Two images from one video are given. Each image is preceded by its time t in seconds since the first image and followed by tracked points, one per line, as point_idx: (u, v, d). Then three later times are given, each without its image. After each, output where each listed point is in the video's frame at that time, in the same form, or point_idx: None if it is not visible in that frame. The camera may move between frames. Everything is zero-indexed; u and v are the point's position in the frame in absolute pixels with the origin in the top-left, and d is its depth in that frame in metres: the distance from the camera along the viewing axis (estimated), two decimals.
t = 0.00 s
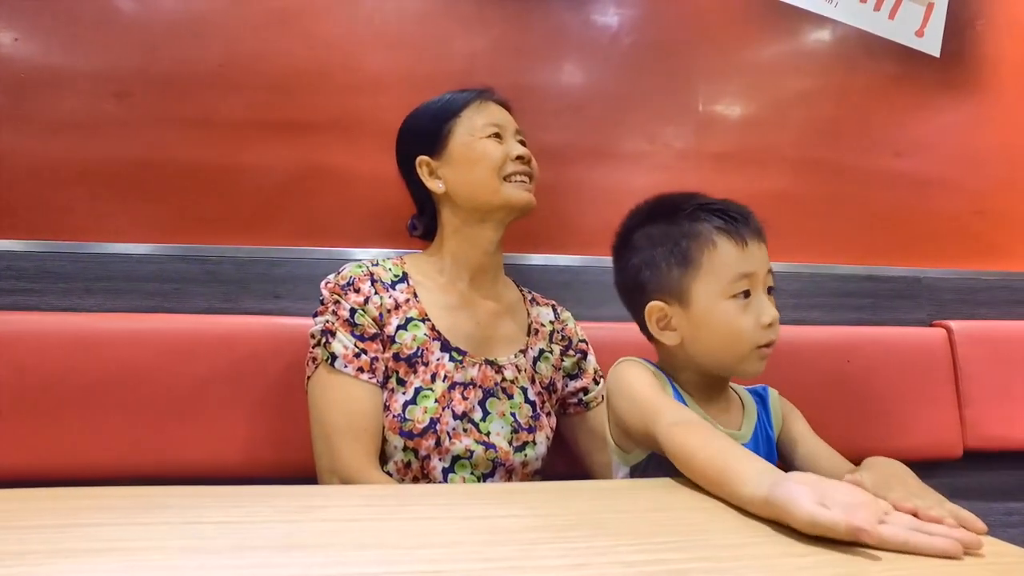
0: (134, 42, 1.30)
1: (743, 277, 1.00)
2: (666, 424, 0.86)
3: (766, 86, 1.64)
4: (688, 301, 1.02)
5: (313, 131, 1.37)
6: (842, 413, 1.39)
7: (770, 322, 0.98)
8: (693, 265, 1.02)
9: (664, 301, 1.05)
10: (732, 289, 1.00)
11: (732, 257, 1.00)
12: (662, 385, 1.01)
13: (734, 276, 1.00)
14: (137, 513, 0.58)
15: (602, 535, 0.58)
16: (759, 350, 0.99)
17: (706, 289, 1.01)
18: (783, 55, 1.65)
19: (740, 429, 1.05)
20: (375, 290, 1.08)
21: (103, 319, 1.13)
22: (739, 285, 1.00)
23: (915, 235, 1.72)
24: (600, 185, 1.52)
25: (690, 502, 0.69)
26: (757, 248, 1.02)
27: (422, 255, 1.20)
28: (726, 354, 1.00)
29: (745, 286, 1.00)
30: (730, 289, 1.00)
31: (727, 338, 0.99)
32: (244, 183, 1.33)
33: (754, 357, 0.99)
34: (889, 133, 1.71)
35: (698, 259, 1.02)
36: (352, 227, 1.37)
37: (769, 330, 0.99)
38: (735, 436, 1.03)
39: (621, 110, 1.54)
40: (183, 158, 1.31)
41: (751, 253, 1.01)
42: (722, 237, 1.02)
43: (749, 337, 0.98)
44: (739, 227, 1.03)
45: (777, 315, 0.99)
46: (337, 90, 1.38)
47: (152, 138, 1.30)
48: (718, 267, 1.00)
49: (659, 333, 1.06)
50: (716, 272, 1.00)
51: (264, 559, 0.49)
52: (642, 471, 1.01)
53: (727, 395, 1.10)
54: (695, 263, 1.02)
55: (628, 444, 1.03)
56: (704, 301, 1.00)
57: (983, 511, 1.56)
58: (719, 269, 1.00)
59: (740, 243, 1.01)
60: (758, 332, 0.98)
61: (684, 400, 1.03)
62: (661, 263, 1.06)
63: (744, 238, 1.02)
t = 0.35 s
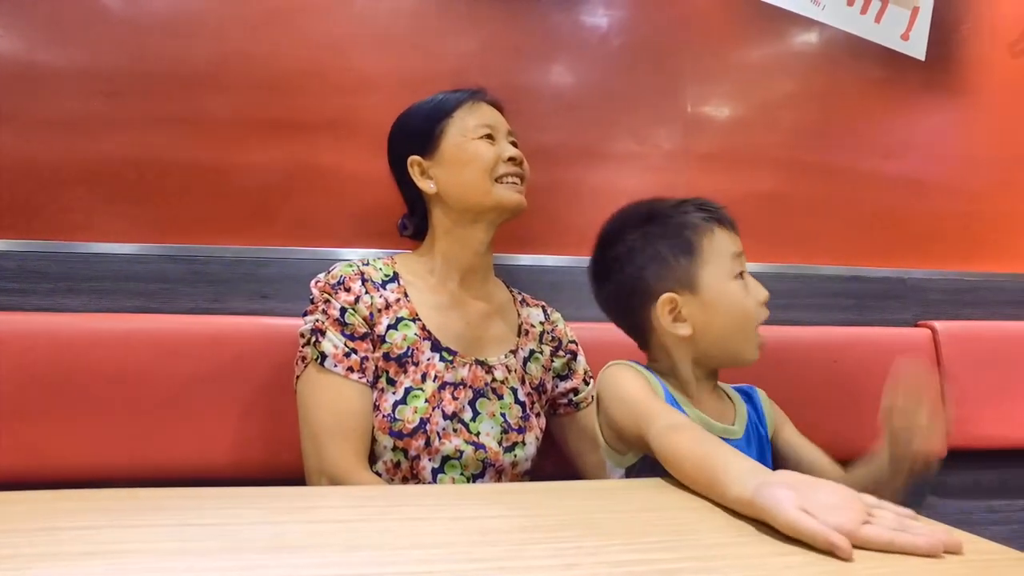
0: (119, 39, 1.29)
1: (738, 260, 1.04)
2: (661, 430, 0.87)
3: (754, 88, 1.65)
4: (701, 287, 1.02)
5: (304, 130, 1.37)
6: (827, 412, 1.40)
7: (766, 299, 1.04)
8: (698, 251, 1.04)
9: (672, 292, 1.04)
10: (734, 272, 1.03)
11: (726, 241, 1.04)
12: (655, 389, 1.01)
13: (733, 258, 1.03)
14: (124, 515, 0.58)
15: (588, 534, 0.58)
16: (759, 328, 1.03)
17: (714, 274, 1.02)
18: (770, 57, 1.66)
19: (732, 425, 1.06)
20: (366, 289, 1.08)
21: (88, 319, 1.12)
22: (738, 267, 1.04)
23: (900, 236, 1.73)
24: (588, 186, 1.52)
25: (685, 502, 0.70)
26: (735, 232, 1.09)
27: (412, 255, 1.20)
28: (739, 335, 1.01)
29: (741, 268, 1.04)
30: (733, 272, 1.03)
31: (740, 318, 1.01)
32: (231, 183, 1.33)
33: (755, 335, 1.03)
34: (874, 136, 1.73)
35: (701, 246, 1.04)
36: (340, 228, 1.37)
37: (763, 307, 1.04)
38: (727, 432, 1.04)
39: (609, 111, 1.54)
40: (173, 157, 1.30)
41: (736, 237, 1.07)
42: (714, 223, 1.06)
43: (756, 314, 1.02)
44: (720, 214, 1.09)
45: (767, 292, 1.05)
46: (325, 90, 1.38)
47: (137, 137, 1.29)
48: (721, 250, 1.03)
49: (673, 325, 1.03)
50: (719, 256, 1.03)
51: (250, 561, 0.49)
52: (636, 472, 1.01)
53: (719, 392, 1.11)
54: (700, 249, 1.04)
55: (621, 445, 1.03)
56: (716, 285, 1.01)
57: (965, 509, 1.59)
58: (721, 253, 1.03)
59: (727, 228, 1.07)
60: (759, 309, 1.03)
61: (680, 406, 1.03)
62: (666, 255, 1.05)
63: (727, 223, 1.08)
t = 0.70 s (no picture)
0: (99, 34, 1.28)
1: (728, 260, 1.04)
2: (644, 427, 0.87)
3: (738, 90, 1.66)
4: (689, 285, 1.02)
5: (289, 129, 1.36)
6: (809, 412, 1.42)
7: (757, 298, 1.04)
8: (689, 250, 1.04)
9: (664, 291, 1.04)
10: (723, 271, 1.03)
11: (718, 241, 1.05)
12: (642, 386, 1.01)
13: (724, 258, 1.04)
14: (102, 517, 0.58)
15: (571, 534, 0.58)
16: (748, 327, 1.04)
17: (706, 273, 1.02)
18: (754, 59, 1.67)
19: (715, 415, 1.06)
20: (351, 289, 1.07)
21: (66, 319, 1.10)
22: (728, 266, 1.04)
23: (882, 237, 1.76)
24: (572, 187, 1.53)
25: (669, 502, 0.70)
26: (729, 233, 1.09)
27: (398, 255, 1.20)
28: (726, 333, 1.02)
29: (732, 267, 1.05)
30: (723, 272, 1.03)
31: (730, 318, 1.01)
32: (214, 182, 1.31)
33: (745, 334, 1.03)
34: (856, 138, 1.75)
35: (692, 245, 1.04)
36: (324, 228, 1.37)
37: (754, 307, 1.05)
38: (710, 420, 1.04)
39: (593, 112, 1.55)
40: (155, 155, 1.29)
41: (728, 237, 1.07)
42: (706, 223, 1.07)
43: (744, 312, 1.02)
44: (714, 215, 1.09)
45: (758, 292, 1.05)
46: (310, 89, 1.37)
47: (118, 134, 1.28)
48: (713, 250, 1.04)
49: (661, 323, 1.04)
50: (709, 255, 1.03)
51: (232, 563, 0.49)
52: (622, 470, 1.04)
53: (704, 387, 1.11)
54: (690, 248, 1.04)
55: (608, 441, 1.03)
56: (704, 284, 1.02)
57: (944, 506, 1.61)
58: (714, 253, 1.04)
59: (720, 229, 1.07)
60: (748, 309, 1.03)
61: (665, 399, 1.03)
62: (659, 255, 1.06)
63: (720, 224, 1.08)
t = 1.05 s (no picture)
0: (76, 30, 1.26)
1: (705, 267, 1.05)
2: (626, 429, 0.87)
3: (721, 93, 1.67)
4: (666, 294, 1.04)
5: (272, 128, 1.35)
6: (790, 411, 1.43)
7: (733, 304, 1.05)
8: (665, 260, 1.05)
9: (639, 299, 1.06)
10: (700, 279, 1.04)
11: (695, 249, 1.05)
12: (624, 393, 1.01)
13: (700, 266, 1.04)
14: (78, 521, 0.57)
15: (555, 533, 0.59)
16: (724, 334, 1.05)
17: (680, 282, 1.04)
18: (736, 62, 1.69)
19: (695, 414, 1.07)
20: (334, 289, 1.06)
21: (43, 319, 1.08)
22: (705, 274, 1.05)
23: (862, 238, 1.78)
24: (557, 187, 1.53)
25: (653, 501, 0.70)
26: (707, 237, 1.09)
27: (381, 255, 1.19)
28: (702, 341, 1.04)
29: (708, 274, 1.05)
30: (699, 280, 1.04)
31: (703, 327, 1.03)
32: (195, 181, 1.30)
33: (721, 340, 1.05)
34: (837, 140, 1.77)
35: (669, 254, 1.05)
36: (307, 228, 1.36)
37: (730, 312, 1.06)
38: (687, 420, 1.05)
39: (578, 113, 1.56)
40: (135, 153, 1.27)
41: (705, 242, 1.07)
42: (683, 230, 1.07)
43: (720, 320, 1.04)
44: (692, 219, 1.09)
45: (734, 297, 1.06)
46: (292, 87, 1.36)
47: (96, 131, 1.26)
48: (690, 259, 1.04)
49: (636, 331, 1.06)
50: (686, 265, 1.04)
51: (211, 566, 0.49)
52: (606, 472, 1.04)
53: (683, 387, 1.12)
54: (667, 258, 1.05)
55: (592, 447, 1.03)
56: (680, 294, 1.03)
57: (921, 503, 1.64)
58: (690, 262, 1.04)
59: (697, 235, 1.07)
60: (724, 315, 1.05)
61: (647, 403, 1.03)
62: (634, 262, 1.07)
63: (697, 230, 1.08)
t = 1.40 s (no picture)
0: (58, 26, 1.24)
1: (691, 266, 1.05)
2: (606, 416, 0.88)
3: (708, 94, 1.68)
4: (651, 291, 1.03)
5: (257, 126, 1.34)
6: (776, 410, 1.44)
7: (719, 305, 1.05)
8: (651, 256, 1.05)
9: (625, 294, 1.05)
10: (685, 277, 1.04)
11: (681, 247, 1.05)
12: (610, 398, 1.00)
13: (687, 264, 1.04)
14: (58, 524, 0.56)
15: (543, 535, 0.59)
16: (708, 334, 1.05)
17: (667, 279, 1.03)
18: (723, 63, 1.70)
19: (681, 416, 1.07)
20: (319, 289, 1.06)
21: (23, 319, 1.07)
22: (691, 273, 1.04)
23: (847, 239, 1.80)
24: (544, 187, 1.53)
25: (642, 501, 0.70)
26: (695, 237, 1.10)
27: (368, 255, 1.19)
28: (685, 338, 1.03)
29: (695, 273, 1.05)
30: (685, 278, 1.04)
31: (687, 325, 1.03)
32: (179, 179, 1.29)
33: (704, 339, 1.05)
34: (822, 142, 1.78)
35: (654, 251, 1.05)
36: (293, 227, 1.35)
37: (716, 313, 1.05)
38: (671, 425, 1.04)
39: (565, 114, 1.56)
40: (119, 152, 1.26)
41: (693, 242, 1.08)
42: (671, 229, 1.07)
43: (704, 320, 1.03)
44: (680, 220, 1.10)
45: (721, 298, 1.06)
46: (278, 85, 1.35)
47: (78, 129, 1.24)
48: (676, 258, 1.04)
49: (620, 325, 1.05)
50: (671, 262, 1.04)
51: (194, 568, 0.48)
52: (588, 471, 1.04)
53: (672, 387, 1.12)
54: (652, 254, 1.05)
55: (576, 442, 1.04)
56: (664, 290, 1.03)
57: (905, 501, 1.65)
58: (677, 260, 1.04)
59: (684, 234, 1.08)
60: (709, 314, 1.04)
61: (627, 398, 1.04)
62: (621, 258, 1.06)
63: (685, 230, 1.09)
